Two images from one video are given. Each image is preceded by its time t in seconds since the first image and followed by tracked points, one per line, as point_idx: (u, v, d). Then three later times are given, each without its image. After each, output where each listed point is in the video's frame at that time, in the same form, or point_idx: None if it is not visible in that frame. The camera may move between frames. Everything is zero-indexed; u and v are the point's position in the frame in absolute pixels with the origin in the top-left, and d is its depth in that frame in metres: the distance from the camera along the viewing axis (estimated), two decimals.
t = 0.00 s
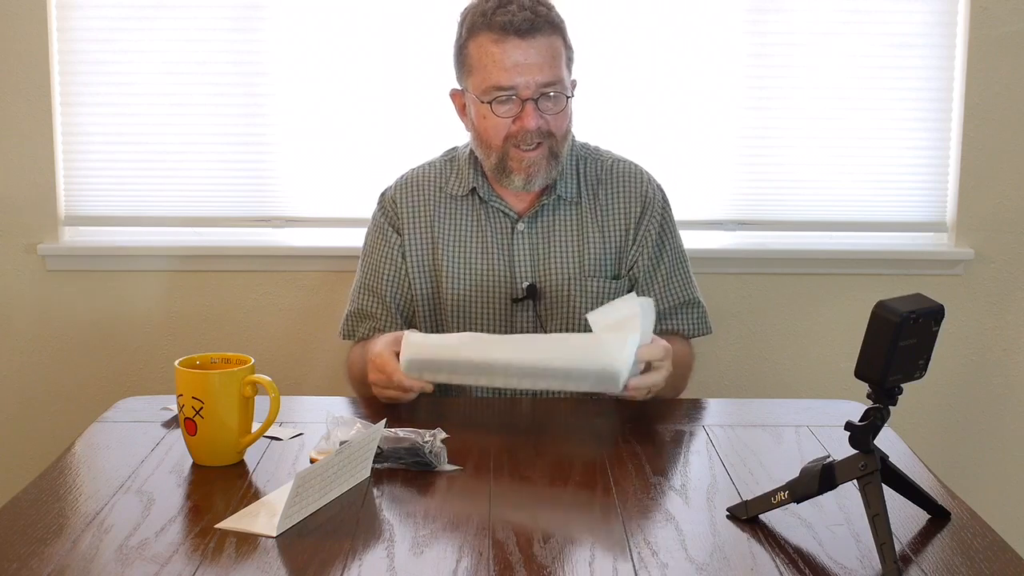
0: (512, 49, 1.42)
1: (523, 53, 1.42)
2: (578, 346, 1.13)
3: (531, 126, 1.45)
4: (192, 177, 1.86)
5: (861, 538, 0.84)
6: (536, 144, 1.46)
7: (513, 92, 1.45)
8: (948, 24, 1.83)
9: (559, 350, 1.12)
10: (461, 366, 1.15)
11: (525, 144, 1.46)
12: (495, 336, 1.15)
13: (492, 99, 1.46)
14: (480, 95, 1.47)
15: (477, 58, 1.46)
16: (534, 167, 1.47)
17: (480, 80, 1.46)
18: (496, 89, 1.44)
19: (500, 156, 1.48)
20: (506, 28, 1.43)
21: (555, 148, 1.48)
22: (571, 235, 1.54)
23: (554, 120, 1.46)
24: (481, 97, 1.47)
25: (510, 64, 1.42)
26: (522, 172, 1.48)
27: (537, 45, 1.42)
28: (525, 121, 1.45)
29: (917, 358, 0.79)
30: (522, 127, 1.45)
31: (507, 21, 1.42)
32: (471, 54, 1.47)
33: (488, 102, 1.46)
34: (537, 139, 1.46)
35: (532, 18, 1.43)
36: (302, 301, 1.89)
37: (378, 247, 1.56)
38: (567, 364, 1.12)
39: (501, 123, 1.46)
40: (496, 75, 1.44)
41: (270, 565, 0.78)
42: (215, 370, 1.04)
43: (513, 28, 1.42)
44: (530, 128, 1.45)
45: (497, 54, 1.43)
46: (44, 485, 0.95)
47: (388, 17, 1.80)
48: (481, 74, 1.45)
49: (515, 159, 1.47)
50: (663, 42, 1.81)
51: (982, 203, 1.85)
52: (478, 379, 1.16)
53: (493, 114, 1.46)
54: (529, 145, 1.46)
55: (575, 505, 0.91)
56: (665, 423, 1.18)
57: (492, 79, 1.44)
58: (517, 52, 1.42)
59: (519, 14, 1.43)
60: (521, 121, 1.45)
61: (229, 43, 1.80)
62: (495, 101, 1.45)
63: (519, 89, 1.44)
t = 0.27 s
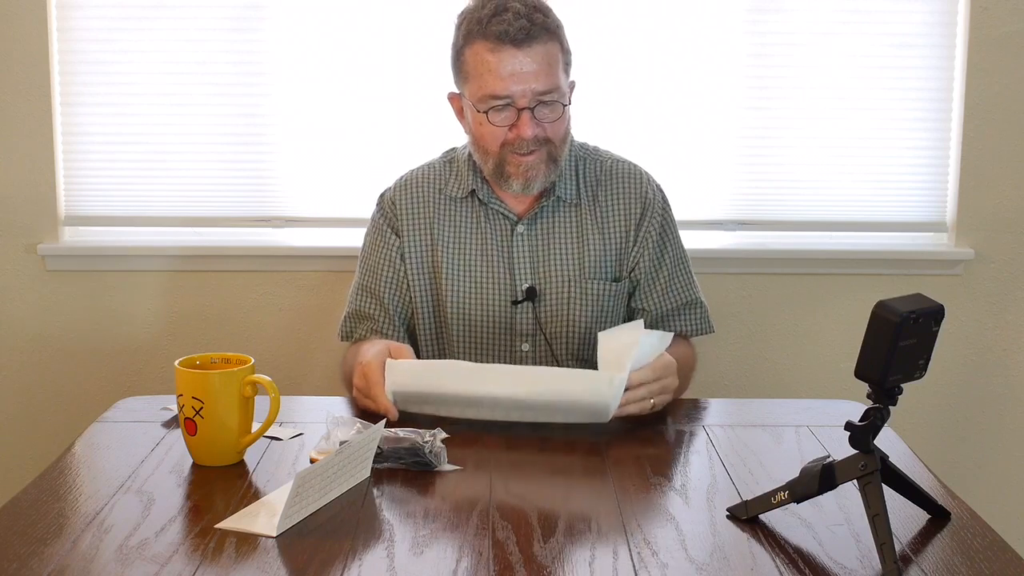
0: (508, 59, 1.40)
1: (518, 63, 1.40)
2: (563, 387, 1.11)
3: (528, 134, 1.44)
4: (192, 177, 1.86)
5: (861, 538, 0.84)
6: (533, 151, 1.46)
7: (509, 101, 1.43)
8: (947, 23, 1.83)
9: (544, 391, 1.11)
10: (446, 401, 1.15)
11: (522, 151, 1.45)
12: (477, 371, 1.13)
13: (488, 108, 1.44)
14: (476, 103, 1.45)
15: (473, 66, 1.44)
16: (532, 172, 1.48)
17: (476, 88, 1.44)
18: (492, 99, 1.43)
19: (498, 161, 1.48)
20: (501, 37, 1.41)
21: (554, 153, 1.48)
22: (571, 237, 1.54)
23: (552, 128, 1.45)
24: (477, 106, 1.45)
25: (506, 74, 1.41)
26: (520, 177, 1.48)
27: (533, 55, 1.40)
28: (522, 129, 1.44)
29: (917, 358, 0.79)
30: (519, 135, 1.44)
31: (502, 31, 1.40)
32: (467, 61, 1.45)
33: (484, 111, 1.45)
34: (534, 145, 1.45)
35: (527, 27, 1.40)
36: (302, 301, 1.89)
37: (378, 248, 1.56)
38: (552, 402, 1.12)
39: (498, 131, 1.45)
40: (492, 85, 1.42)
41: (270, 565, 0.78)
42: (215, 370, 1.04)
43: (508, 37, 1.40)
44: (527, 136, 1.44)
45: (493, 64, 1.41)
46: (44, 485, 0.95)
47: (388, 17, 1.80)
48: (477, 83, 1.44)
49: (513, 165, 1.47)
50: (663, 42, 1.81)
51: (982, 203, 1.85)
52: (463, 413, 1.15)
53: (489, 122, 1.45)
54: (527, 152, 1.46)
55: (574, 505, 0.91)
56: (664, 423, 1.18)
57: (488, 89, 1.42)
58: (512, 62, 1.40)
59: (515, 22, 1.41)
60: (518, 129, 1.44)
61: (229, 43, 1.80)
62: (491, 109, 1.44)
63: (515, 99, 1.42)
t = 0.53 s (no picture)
0: (490, 61, 1.40)
1: (499, 66, 1.39)
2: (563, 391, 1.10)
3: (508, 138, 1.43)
4: (192, 177, 1.86)
5: (861, 538, 0.84)
6: (516, 154, 1.45)
7: (491, 104, 1.42)
8: (948, 23, 1.83)
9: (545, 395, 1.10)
10: (446, 404, 1.14)
11: (505, 154, 1.45)
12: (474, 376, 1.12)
13: (470, 108, 1.43)
14: (460, 103, 1.45)
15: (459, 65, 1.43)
16: (516, 175, 1.47)
17: (461, 89, 1.44)
18: (473, 101, 1.42)
19: (483, 162, 1.48)
20: (486, 40, 1.40)
21: (538, 158, 1.47)
22: (573, 238, 1.54)
23: (534, 133, 1.45)
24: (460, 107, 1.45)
25: (487, 77, 1.40)
26: (504, 179, 1.48)
27: (518, 58, 1.40)
28: (502, 133, 1.43)
29: (917, 358, 0.79)
30: (500, 138, 1.43)
31: (487, 33, 1.40)
32: (455, 61, 1.46)
33: (466, 111, 1.44)
34: (516, 149, 1.45)
35: (512, 30, 1.40)
36: (302, 301, 1.89)
37: (379, 248, 1.56)
38: (553, 407, 1.11)
39: (481, 132, 1.45)
40: (473, 87, 1.41)
41: (269, 565, 0.78)
42: (215, 370, 1.04)
43: (492, 39, 1.40)
44: (507, 139, 1.43)
45: (476, 66, 1.41)
46: (44, 485, 0.95)
47: (388, 17, 1.80)
48: (462, 84, 1.44)
49: (497, 167, 1.47)
50: (663, 42, 1.81)
51: (982, 203, 1.85)
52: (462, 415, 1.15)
53: (471, 123, 1.45)
54: (509, 155, 1.45)
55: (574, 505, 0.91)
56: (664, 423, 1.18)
57: (470, 91, 1.42)
58: (494, 65, 1.40)
59: (500, 25, 1.40)
60: (498, 132, 1.43)
61: (229, 43, 1.80)
62: (472, 111, 1.43)
63: (497, 101, 1.41)
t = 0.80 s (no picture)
0: (487, 63, 1.39)
1: (496, 69, 1.39)
2: (567, 397, 1.10)
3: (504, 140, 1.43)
4: (192, 177, 1.86)
5: (861, 538, 0.84)
6: (513, 156, 1.46)
7: (486, 105, 1.41)
8: (947, 24, 1.83)
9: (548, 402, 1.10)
10: (446, 416, 1.12)
11: (501, 156, 1.45)
12: (478, 386, 1.12)
13: (466, 108, 1.43)
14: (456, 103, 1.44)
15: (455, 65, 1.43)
16: (512, 177, 1.48)
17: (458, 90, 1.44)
18: (469, 102, 1.42)
19: (479, 163, 1.48)
20: (483, 42, 1.39)
21: (535, 161, 1.48)
22: (575, 239, 1.54)
23: (530, 136, 1.45)
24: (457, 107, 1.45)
25: (484, 79, 1.39)
26: (500, 180, 1.49)
27: (516, 60, 1.39)
28: (497, 135, 1.42)
29: (917, 358, 0.79)
30: (495, 141, 1.43)
31: (484, 35, 1.39)
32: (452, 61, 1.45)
33: (461, 111, 1.43)
34: (512, 152, 1.45)
35: (510, 32, 1.39)
36: (301, 301, 1.89)
37: (381, 247, 1.56)
38: (556, 418, 1.10)
39: (476, 134, 1.45)
40: (470, 88, 1.41)
41: (269, 565, 0.78)
42: (215, 370, 1.04)
43: (489, 42, 1.39)
44: (502, 142, 1.43)
45: (472, 68, 1.40)
46: (44, 485, 0.95)
47: (388, 17, 1.80)
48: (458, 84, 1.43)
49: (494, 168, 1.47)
50: (663, 42, 1.81)
51: (982, 203, 1.85)
52: (461, 428, 1.12)
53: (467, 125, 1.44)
54: (505, 157, 1.45)
55: (575, 505, 0.91)
56: (664, 423, 1.18)
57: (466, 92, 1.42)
58: (491, 67, 1.39)
59: (498, 27, 1.39)
60: (493, 134, 1.43)
61: (229, 43, 1.80)
62: (468, 113, 1.43)
63: (493, 102, 1.41)
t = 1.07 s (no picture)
0: (502, 67, 1.39)
1: (511, 72, 1.39)
2: (566, 396, 1.10)
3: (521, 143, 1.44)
4: (192, 178, 1.86)
5: (860, 538, 0.84)
6: (529, 158, 1.46)
7: (502, 109, 1.43)
8: (947, 24, 1.83)
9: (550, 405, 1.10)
10: (447, 417, 1.11)
11: (517, 158, 1.45)
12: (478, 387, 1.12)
13: (482, 114, 1.44)
14: (471, 109, 1.45)
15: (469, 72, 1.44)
16: (529, 179, 1.47)
17: (472, 95, 1.44)
18: (485, 106, 1.42)
19: (494, 167, 1.48)
20: (496, 46, 1.40)
21: (550, 161, 1.47)
22: (577, 240, 1.54)
23: (545, 136, 1.45)
24: (473, 112, 1.45)
25: (500, 83, 1.40)
26: (516, 183, 1.48)
27: (528, 64, 1.39)
28: (514, 138, 1.43)
29: (917, 358, 0.79)
30: (512, 143, 1.44)
31: (497, 39, 1.40)
32: (465, 67, 1.45)
33: (478, 117, 1.45)
34: (529, 154, 1.45)
35: (523, 35, 1.40)
36: (301, 301, 1.89)
37: (383, 246, 1.56)
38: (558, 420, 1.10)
39: (493, 137, 1.46)
40: (487, 92, 1.42)
41: (269, 565, 0.78)
42: (214, 370, 1.04)
43: (503, 45, 1.39)
44: (520, 145, 1.44)
45: (487, 72, 1.40)
46: (44, 485, 0.95)
47: (388, 17, 1.80)
48: (473, 89, 1.44)
49: (509, 171, 1.47)
50: (662, 42, 1.81)
51: (982, 203, 1.85)
52: (462, 429, 1.12)
53: (484, 129, 1.45)
54: (522, 159, 1.46)
55: (575, 506, 0.91)
56: (665, 422, 1.18)
57: (482, 96, 1.42)
58: (506, 70, 1.39)
59: (511, 30, 1.40)
60: (511, 137, 1.44)
61: (229, 43, 1.80)
62: (485, 117, 1.44)
63: (509, 107, 1.42)
